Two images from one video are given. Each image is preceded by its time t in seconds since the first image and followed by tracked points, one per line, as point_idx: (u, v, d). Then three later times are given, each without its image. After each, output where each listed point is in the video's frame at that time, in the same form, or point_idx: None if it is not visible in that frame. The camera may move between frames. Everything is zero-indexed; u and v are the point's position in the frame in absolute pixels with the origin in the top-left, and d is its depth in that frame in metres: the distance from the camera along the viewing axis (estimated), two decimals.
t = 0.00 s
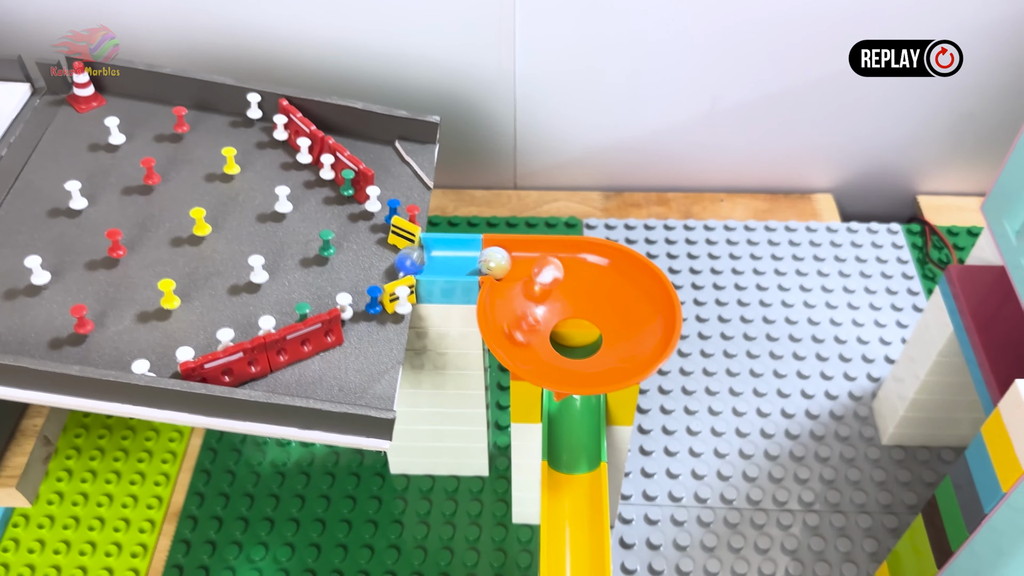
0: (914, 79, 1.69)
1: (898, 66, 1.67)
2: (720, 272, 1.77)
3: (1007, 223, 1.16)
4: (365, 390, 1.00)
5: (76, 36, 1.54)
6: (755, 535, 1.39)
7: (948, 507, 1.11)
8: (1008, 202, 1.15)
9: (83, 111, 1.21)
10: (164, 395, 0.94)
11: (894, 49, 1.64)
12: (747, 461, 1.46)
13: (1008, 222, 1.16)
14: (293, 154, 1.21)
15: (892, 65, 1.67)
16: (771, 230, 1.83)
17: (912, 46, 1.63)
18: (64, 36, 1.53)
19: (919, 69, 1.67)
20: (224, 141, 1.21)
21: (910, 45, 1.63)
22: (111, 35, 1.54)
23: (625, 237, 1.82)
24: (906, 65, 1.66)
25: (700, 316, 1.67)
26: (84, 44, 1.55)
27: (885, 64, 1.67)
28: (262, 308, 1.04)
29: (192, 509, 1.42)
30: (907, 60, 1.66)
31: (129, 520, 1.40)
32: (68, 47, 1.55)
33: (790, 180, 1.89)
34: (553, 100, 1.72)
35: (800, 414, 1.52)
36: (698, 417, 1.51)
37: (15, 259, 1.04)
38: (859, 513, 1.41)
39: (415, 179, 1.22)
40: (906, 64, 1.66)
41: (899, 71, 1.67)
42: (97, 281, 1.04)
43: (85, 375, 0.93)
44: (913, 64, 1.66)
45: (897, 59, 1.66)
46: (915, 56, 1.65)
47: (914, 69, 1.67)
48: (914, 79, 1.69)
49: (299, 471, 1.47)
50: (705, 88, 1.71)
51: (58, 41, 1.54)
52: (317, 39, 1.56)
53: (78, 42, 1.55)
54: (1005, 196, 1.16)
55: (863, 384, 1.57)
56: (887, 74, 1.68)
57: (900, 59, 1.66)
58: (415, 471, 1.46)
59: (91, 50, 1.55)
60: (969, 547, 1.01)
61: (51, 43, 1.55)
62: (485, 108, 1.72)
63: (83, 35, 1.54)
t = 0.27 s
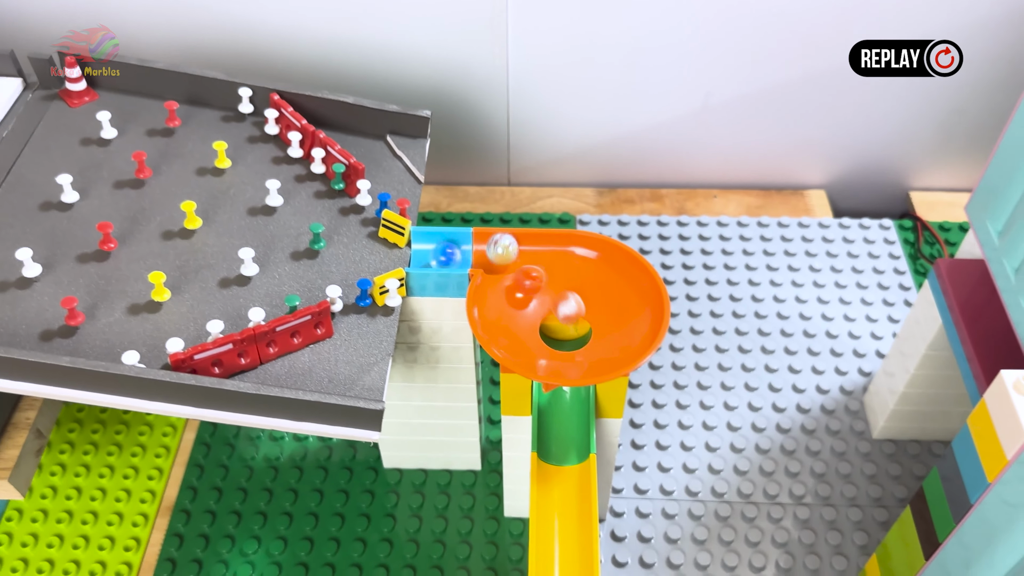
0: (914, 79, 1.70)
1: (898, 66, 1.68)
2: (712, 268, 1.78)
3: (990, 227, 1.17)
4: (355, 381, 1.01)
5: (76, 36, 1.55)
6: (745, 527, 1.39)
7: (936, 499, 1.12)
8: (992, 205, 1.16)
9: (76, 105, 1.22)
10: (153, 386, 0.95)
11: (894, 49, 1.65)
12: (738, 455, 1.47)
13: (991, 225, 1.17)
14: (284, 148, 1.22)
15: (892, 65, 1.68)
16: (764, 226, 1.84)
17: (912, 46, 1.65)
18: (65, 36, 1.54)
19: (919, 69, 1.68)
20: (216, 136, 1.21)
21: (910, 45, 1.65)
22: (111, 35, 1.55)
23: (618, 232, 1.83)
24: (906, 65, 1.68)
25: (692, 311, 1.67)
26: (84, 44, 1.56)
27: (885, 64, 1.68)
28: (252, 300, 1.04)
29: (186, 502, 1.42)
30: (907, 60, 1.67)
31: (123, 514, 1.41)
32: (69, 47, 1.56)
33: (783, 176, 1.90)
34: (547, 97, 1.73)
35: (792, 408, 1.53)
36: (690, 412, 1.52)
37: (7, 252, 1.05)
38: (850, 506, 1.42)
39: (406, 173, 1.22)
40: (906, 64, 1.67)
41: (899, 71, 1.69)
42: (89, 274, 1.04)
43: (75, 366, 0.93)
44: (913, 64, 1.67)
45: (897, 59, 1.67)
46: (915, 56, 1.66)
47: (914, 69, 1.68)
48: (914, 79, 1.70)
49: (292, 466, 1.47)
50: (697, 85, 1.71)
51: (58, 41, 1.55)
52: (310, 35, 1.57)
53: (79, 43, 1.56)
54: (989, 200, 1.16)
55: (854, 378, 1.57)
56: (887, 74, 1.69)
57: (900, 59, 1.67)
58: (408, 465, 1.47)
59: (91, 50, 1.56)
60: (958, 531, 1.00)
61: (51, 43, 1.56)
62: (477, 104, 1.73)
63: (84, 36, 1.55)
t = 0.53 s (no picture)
0: (914, 79, 1.71)
1: (898, 66, 1.69)
2: (705, 263, 1.78)
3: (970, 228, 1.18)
4: (344, 372, 1.01)
5: (76, 36, 1.55)
6: (737, 520, 1.40)
7: (924, 490, 1.13)
8: (971, 208, 1.18)
9: (67, 99, 1.22)
10: (144, 376, 0.95)
11: (894, 49, 1.67)
12: (730, 448, 1.47)
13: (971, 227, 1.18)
14: (275, 141, 1.22)
15: (892, 65, 1.69)
16: (756, 221, 1.84)
17: (912, 46, 1.66)
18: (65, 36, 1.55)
19: (919, 69, 1.69)
20: (207, 129, 1.22)
21: (910, 45, 1.66)
22: (111, 36, 1.56)
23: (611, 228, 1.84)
24: (906, 65, 1.69)
25: (685, 306, 1.68)
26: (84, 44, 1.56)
27: (885, 64, 1.69)
28: (242, 292, 1.05)
29: (178, 496, 1.43)
30: (907, 60, 1.68)
31: (115, 507, 1.41)
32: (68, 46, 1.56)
33: (776, 171, 1.90)
34: (540, 92, 1.73)
35: (783, 402, 1.54)
36: (681, 406, 1.53)
37: None
38: (841, 499, 1.42)
39: (398, 167, 1.23)
40: (906, 64, 1.69)
41: (899, 70, 1.70)
42: (79, 265, 1.05)
43: (64, 356, 0.94)
44: (913, 64, 1.69)
45: (896, 59, 1.68)
46: (915, 56, 1.67)
47: (914, 69, 1.69)
48: (915, 79, 1.71)
49: (285, 459, 1.48)
50: (690, 80, 1.72)
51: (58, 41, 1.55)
52: (303, 30, 1.57)
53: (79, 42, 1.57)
54: (968, 202, 1.17)
55: (845, 372, 1.58)
56: (887, 74, 1.70)
57: (900, 59, 1.68)
58: (401, 459, 1.47)
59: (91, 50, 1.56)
60: (947, 514, 1.01)
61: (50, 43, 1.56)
62: (471, 100, 1.73)
63: (83, 35, 1.55)
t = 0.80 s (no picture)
0: (914, 79, 1.72)
1: (898, 66, 1.71)
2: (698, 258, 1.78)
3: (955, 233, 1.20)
4: (333, 364, 1.01)
5: (75, 35, 1.57)
6: (728, 513, 1.40)
7: (913, 483, 1.14)
8: (958, 207, 1.18)
9: (59, 93, 1.23)
10: (132, 366, 0.95)
11: (894, 49, 1.68)
12: (721, 442, 1.48)
13: (958, 226, 1.19)
14: (266, 135, 1.22)
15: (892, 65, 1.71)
16: (749, 217, 1.84)
17: (912, 46, 1.68)
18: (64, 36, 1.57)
19: (919, 70, 1.71)
20: (199, 123, 1.22)
21: (910, 45, 1.67)
22: (110, 34, 1.58)
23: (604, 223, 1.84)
24: (906, 65, 1.70)
25: (677, 301, 1.68)
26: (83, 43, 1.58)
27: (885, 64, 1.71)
28: (231, 284, 1.05)
29: (171, 490, 1.43)
30: (907, 60, 1.70)
31: (108, 501, 1.41)
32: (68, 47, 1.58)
33: (769, 167, 1.91)
34: (533, 88, 1.73)
35: (775, 396, 1.54)
36: (673, 400, 1.53)
37: None
38: (832, 493, 1.43)
39: (388, 161, 1.22)
40: (907, 64, 1.70)
41: (899, 71, 1.71)
42: (69, 258, 1.05)
43: (53, 346, 0.94)
44: (913, 64, 1.70)
45: (897, 59, 1.70)
46: (915, 56, 1.69)
47: (914, 69, 1.71)
48: (915, 79, 1.72)
49: (277, 453, 1.48)
50: (683, 76, 1.72)
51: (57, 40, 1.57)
52: (296, 25, 1.58)
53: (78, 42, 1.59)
54: (954, 207, 1.19)
55: (837, 367, 1.58)
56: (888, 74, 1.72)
57: (900, 60, 1.70)
58: (393, 453, 1.48)
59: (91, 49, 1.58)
60: (935, 505, 1.00)
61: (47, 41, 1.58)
62: (464, 95, 1.74)
63: (82, 34, 1.57)
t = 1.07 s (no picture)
0: (914, 79, 1.73)
1: (898, 66, 1.72)
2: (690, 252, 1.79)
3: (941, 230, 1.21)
4: (321, 353, 1.01)
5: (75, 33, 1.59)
6: (718, 506, 1.40)
7: (900, 473, 1.14)
8: (945, 202, 1.19)
9: (49, 84, 1.23)
10: (120, 355, 0.96)
11: (894, 49, 1.69)
12: (712, 435, 1.48)
13: (944, 221, 1.20)
14: (256, 127, 1.22)
15: (892, 65, 1.72)
16: (742, 211, 1.84)
17: (912, 46, 1.69)
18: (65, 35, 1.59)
19: (919, 70, 1.72)
20: (188, 115, 1.22)
21: (910, 45, 1.69)
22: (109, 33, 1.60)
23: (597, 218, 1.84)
24: (906, 65, 1.72)
25: (669, 295, 1.68)
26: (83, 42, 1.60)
27: (885, 64, 1.72)
28: (220, 274, 1.05)
29: (163, 483, 1.43)
30: (907, 60, 1.71)
31: (99, 494, 1.42)
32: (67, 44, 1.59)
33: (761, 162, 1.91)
34: (526, 83, 1.74)
35: (766, 388, 1.54)
36: (665, 392, 1.53)
37: None
38: (823, 485, 1.43)
39: (379, 152, 1.22)
40: (906, 64, 1.71)
41: (899, 70, 1.72)
42: (58, 248, 1.05)
43: (41, 335, 0.94)
44: (913, 64, 1.71)
45: (896, 59, 1.71)
46: (915, 56, 1.70)
47: (914, 69, 1.72)
48: (915, 79, 1.73)
49: (269, 446, 1.48)
50: (675, 70, 1.72)
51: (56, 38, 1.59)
52: (287, 19, 1.58)
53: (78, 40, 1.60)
54: (939, 204, 1.20)
55: (828, 360, 1.58)
56: (887, 74, 1.73)
57: (900, 59, 1.71)
58: (385, 446, 1.48)
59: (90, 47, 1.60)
60: (923, 496, 1.01)
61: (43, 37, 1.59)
62: (456, 90, 1.74)
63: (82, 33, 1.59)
